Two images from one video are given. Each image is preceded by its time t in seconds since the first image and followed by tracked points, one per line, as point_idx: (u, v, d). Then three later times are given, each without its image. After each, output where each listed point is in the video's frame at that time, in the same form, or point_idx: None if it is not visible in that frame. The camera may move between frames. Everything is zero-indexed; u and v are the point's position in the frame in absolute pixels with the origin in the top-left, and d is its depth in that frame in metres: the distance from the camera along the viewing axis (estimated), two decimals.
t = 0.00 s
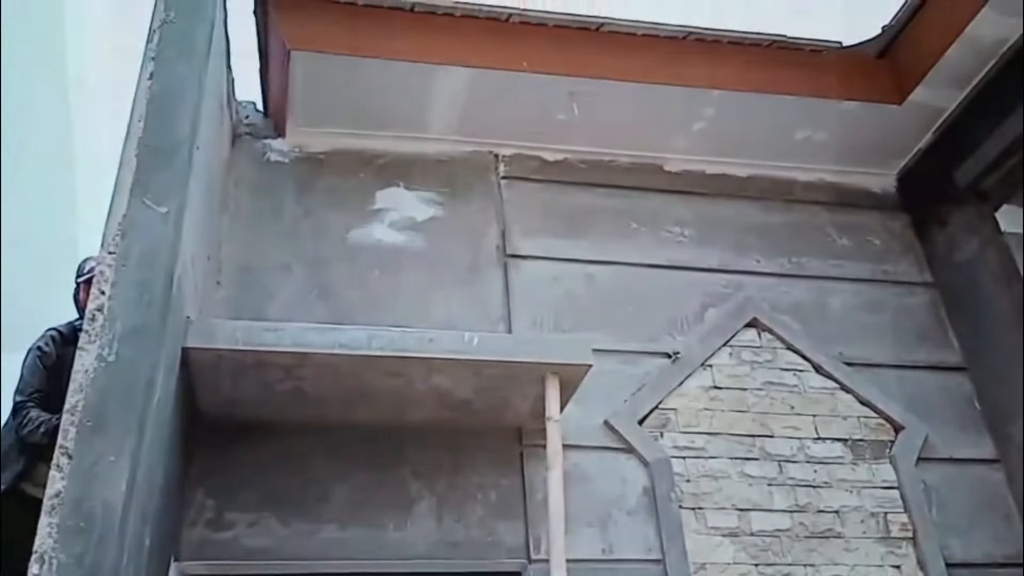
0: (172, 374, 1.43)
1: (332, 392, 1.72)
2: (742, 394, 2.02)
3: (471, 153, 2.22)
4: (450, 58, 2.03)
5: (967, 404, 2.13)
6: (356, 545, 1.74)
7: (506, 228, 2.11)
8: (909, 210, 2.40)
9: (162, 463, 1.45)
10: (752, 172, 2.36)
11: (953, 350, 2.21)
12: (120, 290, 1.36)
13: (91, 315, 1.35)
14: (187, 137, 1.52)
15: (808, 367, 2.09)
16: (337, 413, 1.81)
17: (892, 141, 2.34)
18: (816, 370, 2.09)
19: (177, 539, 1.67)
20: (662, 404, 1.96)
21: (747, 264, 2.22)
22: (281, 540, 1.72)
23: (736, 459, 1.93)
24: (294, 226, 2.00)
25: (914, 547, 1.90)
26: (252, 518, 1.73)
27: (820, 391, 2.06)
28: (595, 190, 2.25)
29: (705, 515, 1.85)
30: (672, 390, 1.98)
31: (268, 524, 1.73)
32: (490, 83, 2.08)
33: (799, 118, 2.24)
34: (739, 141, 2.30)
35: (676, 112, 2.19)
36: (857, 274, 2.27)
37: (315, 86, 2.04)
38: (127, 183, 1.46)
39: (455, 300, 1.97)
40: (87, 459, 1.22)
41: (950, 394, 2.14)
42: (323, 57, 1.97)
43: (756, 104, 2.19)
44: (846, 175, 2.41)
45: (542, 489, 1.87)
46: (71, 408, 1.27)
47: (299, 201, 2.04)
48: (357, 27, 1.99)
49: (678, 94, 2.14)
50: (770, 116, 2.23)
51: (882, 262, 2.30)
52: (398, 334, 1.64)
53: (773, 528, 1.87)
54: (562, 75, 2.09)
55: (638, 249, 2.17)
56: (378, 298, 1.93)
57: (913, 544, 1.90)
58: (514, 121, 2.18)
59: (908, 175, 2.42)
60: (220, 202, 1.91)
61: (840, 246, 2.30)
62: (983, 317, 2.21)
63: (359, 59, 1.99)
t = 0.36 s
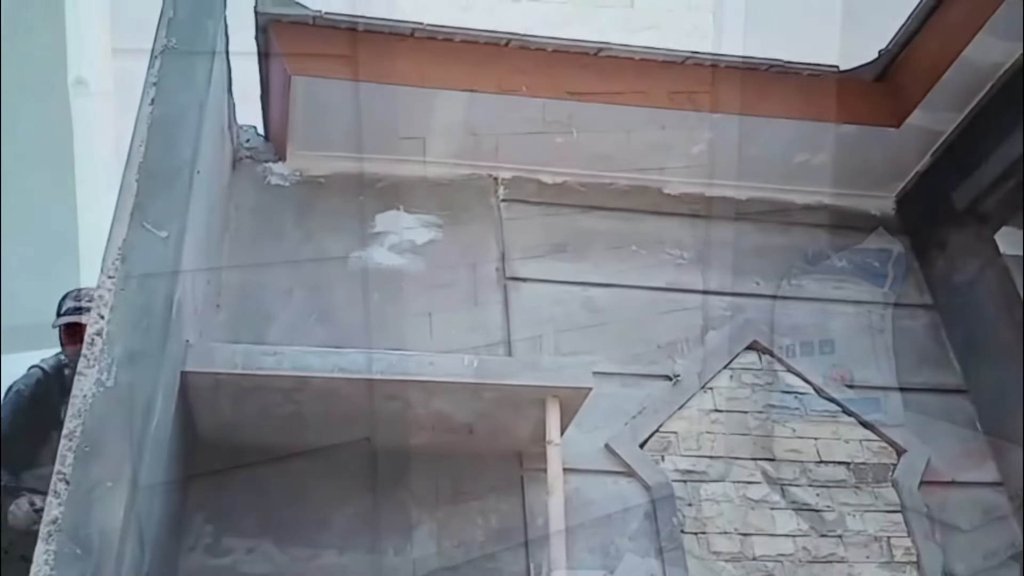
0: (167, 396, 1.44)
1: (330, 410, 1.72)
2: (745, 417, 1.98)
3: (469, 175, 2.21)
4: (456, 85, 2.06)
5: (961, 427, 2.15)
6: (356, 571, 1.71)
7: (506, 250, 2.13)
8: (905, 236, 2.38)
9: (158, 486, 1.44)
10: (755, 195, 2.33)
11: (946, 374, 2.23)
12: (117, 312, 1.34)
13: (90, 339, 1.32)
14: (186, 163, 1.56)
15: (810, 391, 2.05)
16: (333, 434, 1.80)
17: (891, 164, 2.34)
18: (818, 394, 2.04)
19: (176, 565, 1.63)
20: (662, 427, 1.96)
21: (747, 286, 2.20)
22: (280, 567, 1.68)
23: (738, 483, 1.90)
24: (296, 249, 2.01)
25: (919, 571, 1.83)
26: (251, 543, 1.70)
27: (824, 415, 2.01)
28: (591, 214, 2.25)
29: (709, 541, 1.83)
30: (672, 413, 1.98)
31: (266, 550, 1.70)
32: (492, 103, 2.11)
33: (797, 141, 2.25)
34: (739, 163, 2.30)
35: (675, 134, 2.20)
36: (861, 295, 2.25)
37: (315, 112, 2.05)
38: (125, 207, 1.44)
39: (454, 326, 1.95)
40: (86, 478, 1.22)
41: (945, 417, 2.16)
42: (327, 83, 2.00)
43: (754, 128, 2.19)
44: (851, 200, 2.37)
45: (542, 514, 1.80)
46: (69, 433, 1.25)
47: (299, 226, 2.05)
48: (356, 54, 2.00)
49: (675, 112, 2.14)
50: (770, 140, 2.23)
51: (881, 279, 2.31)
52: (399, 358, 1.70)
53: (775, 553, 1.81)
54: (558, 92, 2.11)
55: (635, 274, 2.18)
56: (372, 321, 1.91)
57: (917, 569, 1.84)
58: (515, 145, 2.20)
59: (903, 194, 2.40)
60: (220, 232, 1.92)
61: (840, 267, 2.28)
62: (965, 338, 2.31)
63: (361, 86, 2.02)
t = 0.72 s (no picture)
0: (156, 411, 1.43)
1: (331, 421, 1.74)
2: (750, 436, 2.04)
3: (460, 194, 2.16)
4: (458, 103, 2.14)
5: (964, 437, 2.11)
6: None
7: (510, 271, 2.12)
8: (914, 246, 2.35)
9: (154, 499, 1.42)
10: (761, 211, 2.31)
11: (946, 386, 2.22)
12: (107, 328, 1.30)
13: (92, 361, 1.27)
14: (180, 182, 1.57)
15: (815, 408, 2.09)
16: (325, 458, 1.72)
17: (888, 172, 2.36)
18: (822, 410, 2.08)
19: None
20: (666, 446, 2.01)
21: (747, 304, 2.25)
22: None
23: (744, 501, 1.86)
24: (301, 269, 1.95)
25: None
26: (252, 566, 1.53)
27: (819, 422, 2.05)
28: (591, 232, 2.21)
29: (714, 562, 1.72)
30: (676, 434, 2.03)
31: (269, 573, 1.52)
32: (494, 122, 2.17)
33: (796, 158, 2.32)
34: (740, 178, 2.29)
35: (676, 137, 2.24)
36: (868, 307, 2.25)
37: (322, 142, 2.07)
38: (128, 221, 1.39)
39: (455, 337, 1.98)
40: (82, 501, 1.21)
41: (948, 425, 2.12)
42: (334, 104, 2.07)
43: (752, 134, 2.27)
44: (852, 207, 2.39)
45: (546, 526, 1.72)
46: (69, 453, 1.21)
47: (302, 242, 1.99)
48: (357, 71, 2.06)
49: (671, 109, 2.22)
50: (769, 148, 2.29)
51: (881, 279, 2.28)
52: (402, 378, 1.86)
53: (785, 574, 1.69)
54: (558, 92, 2.18)
55: (634, 288, 2.17)
56: (372, 348, 1.89)
57: None
58: (516, 146, 2.19)
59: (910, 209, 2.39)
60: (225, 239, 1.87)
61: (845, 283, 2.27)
62: (975, 352, 2.27)
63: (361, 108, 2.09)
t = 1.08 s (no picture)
0: (155, 414, 1.52)
1: (334, 425, 1.75)
2: (750, 437, 2.31)
3: (473, 178, 1.84)
4: (461, 103, 1.79)
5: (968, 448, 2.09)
6: None
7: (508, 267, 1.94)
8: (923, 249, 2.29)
9: (159, 496, 1.56)
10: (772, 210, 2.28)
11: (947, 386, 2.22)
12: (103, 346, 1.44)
13: (91, 364, 1.44)
14: (197, 175, 1.52)
15: (814, 408, 2.23)
16: (323, 462, 1.76)
17: (898, 179, 2.28)
18: (821, 412, 2.22)
19: None
20: (659, 473, 2.26)
21: (751, 307, 2.31)
22: None
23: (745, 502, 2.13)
24: (296, 234, 1.66)
25: None
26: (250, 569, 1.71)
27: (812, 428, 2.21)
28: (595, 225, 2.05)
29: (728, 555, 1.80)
30: (675, 446, 2.28)
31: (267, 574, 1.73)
32: (501, 97, 1.84)
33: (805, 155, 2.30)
34: (750, 179, 2.23)
35: (681, 140, 2.13)
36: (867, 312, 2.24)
37: (314, 94, 1.63)
38: (127, 225, 1.46)
39: (459, 340, 1.88)
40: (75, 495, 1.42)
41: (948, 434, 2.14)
42: (320, 71, 1.63)
43: (762, 132, 2.21)
44: (858, 205, 2.35)
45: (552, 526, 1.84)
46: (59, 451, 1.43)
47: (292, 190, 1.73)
48: (363, 72, 1.66)
49: (678, 114, 2.10)
50: (776, 150, 2.25)
51: (887, 284, 2.25)
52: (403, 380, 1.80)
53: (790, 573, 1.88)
54: (563, 94, 1.93)
55: (642, 291, 2.16)
56: (375, 368, 1.78)
57: None
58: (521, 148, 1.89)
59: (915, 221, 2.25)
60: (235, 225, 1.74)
61: (850, 286, 2.26)
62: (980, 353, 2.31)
63: (368, 113, 1.68)
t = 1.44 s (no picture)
0: (152, 441, 1.56)
1: (331, 454, 1.75)
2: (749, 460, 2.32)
3: (473, 208, 1.84)
4: (462, 132, 1.80)
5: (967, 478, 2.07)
6: None
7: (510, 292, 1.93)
8: (921, 279, 2.23)
9: (155, 530, 1.59)
10: (771, 241, 2.27)
11: (944, 414, 2.21)
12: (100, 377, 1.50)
13: (89, 380, 1.52)
14: (197, 205, 1.55)
15: (815, 430, 2.19)
16: (319, 494, 1.75)
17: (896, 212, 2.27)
18: (823, 443, 2.18)
19: None
20: (659, 507, 2.25)
21: (750, 337, 2.29)
22: None
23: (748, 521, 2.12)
24: (296, 263, 1.66)
25: None
26: None
27: (813, 459, 2.18)
28: (599, 252, 2.05)
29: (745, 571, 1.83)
30: (674, 480, 2.27)
31: None
32: (501, 128, 1.86)
33: (804, 186, 2.30)
34: (750, 210, 2.23)
35: (681, 171, 2.14)
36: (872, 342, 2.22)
37: (315, 126, 1.64)
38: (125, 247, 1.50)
39: (458, 372, 1.87)
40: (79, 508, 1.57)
41: (948, 462, 2.16)
42: (323, 104, 1.64)
43: (761, 165, 2.21)
44: (858, 236, 2.35)
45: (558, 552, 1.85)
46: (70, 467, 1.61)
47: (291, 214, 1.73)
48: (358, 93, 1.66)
49: (677, 145, 2.12)
50: (776, 182, 2.25)
51: (888, 315, 2.23)
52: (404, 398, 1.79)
53: None
54: (563, 125, 1.95)
55: (642, 321, 2.15)
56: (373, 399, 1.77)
57: None
58: (522, 179, 1.91)
59: (913, 251, 2.23)
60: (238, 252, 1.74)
61: (850, 316, 2.24)
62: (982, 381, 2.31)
63: (367, 136, 1.68)
